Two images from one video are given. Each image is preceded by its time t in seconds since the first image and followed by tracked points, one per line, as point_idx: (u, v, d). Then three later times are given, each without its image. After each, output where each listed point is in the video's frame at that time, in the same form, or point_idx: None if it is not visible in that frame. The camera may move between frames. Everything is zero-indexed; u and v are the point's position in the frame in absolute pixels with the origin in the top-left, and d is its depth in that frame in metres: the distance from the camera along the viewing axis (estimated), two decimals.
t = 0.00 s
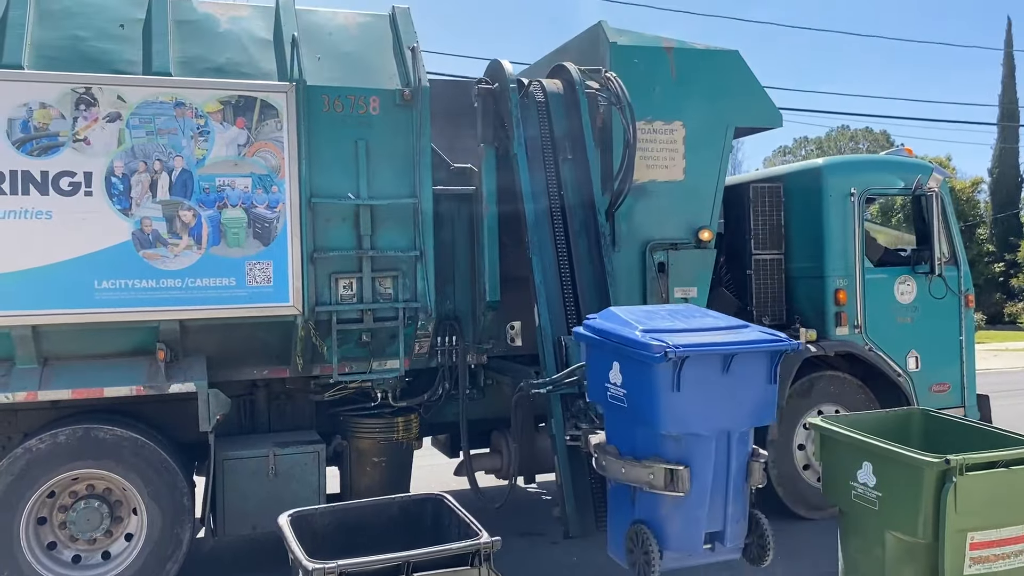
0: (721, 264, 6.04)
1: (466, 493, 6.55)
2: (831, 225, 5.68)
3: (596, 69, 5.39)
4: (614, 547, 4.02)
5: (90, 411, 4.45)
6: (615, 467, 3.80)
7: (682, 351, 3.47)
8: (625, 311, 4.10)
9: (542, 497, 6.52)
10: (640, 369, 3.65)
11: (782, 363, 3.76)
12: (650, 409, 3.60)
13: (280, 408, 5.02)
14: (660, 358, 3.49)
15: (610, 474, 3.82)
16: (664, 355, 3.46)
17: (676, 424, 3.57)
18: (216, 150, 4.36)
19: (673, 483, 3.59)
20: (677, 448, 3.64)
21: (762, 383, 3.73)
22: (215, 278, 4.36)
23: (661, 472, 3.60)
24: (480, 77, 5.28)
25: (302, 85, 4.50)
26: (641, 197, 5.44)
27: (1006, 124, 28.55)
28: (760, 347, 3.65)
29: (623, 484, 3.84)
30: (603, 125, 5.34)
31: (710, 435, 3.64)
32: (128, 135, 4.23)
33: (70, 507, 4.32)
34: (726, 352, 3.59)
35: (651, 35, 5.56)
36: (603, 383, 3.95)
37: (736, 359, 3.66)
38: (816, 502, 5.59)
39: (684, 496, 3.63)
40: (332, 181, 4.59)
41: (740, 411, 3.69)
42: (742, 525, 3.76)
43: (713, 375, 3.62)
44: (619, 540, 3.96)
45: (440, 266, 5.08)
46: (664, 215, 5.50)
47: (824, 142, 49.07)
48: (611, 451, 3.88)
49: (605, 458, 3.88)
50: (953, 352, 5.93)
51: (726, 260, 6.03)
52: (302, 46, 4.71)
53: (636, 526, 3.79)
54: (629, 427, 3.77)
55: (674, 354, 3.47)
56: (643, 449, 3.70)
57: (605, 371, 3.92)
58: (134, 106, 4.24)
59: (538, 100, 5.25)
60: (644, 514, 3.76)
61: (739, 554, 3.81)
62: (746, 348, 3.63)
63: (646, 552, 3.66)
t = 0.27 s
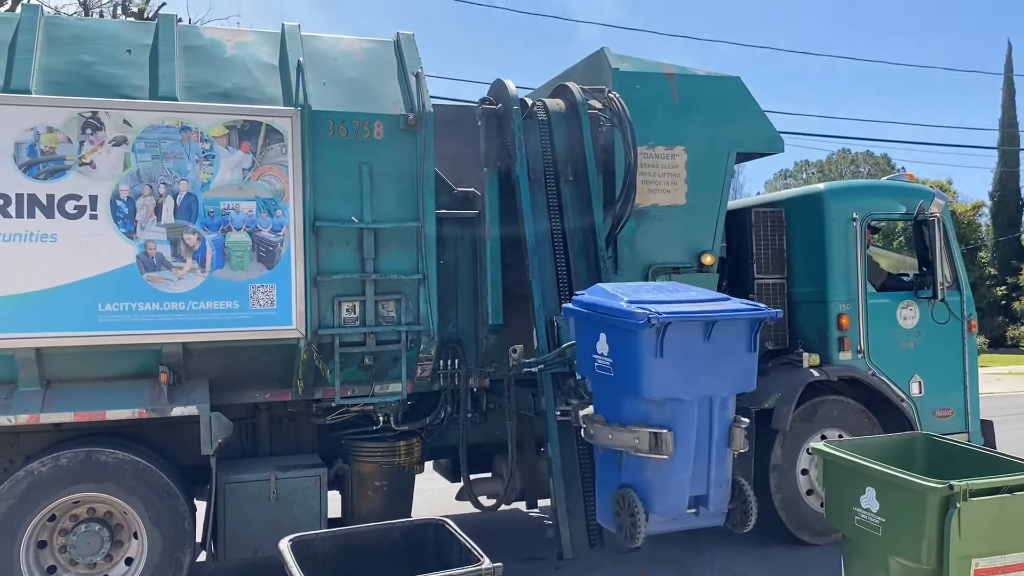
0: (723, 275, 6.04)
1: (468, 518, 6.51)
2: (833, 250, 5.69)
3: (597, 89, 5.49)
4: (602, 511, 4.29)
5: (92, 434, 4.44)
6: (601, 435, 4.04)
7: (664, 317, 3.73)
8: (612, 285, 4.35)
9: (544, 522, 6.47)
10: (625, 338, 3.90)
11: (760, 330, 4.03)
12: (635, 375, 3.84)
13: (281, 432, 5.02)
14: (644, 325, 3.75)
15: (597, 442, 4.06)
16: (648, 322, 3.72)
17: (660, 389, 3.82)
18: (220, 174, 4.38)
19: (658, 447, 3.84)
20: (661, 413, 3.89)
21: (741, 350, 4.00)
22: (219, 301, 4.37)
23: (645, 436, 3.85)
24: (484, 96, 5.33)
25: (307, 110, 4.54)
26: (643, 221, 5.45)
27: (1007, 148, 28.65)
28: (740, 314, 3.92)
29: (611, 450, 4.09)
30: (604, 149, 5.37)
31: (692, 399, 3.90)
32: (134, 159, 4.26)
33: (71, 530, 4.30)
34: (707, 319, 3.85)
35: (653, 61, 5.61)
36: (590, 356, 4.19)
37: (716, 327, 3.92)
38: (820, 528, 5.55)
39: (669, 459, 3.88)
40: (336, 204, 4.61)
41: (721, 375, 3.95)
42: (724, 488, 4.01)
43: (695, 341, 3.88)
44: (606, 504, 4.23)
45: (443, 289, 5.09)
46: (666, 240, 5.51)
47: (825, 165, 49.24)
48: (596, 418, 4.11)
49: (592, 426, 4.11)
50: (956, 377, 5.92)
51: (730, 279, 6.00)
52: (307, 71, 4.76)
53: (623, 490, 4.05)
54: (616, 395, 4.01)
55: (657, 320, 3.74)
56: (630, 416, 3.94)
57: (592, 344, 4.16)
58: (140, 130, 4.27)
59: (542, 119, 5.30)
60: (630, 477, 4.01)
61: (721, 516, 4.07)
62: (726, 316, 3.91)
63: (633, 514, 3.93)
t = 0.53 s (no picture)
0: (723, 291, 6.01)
1: (468, 544, 6.47)
2: (834, 274, 5.70)
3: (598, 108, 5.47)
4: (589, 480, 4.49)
5: (92, 458, 4.43)
6: (590, 404, 4.28)
7: (647, 285, 4.04)
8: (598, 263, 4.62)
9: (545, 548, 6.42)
10: (610, 307, 4.19)
11: (738, 303, 4.35)
12: (620, 341, 4.12)
13: (282, 456, 5.00)
14: (629, 292, 4.04)
15: (586, 411, 4.29)
16: (632, 287, 4.01)
17: (643, 354, 4.10)
18: (224, 199, 4.40)
19: (642, 412, 4.08)
20: (646, 380, 4.15)
21: (720, 318, 4.30)
22: (221, 324, 4.38)
23: (630, 401, 4.09)
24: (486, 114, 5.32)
25: (311, 134, 4.57)
26: (644, 244, 5.46)
27: (1008, 172, 28.74)
28: (721, 286, 4.24)
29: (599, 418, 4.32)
30: (605, 172, 5.41)
31: (674, 366, 4.17)
32: (138, 183, 4.28)
33: (70, 555, 4.26)
34: (688, 289, 4.17)
35: (654, 86, 5.65)
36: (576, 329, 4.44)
37: (697, 297, 4.23)
38: (823, 554, 5.50)
39: (652, 424, 4.13)
40: (338, 228, 4.63)
41: (702, 345, 4.24)
42: (705, 456, 4.24)
43: (677, 310, 4.19)
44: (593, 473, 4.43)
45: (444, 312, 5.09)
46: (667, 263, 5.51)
47: (826, 188, 49.40)
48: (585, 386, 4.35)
49: (580, 395, 4.36)
50: (959, 402, 5.91)
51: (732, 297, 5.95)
52: (311, 97, 4.80)
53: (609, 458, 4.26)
54: (602, 364, 4.26)
55: (640, 287, 4.04)
56: (615, 383, 4.18)
57: (579, 318, 4.41)
58: (144, 154, 4.30)
59: (543, 139, 5.33)
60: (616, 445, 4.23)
61: (703, 483, 4.30)
62: (706, 285, 4.21)
63: (618, 478, 4.15)
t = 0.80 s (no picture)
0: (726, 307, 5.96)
1: (470, 568, 6.41)
2: (837, 297, 5.70)
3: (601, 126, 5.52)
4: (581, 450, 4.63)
5: (93, 479, 4.41)
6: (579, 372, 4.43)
7: (635, 253, 4.24)
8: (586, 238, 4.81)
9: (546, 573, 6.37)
10: (599, 276, 4.38)
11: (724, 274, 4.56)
12: (610, 309, 4.31)
13: (282, 477, 4.98)
14: (618, 260, 4.25)
15: (576, 380, 4.44)
16: (621, 256, 4.22)
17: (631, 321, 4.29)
18: (227, 220, 4.41)
19: (630, 378, 4.26)
20: (635, 346, 4.32)
21: (706, 288, 4.51)
22: (223, 345, 4.37)
23: (618, 368, 4.26)
24: (488, 131, 5.34)
25: (315, 155, 4.59)
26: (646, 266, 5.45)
27: (1009, 195, 28.80)
28: (707, 256, 4.44)
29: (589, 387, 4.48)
30: (609, 195, 5.38)
31: (661, 333, 4.37)
32: (142, 204, 4.30)
33: None
34: (675, 258, 4.37)
35: (656, 109, 5.68)
36: (565, 303, 4.59)
37: (684, 267, 4.43)
38: None
39: (639, 390, 4.31)
40: (341, 248, 4.63)
41: (688, 315, 4.44)
42: (693, 423, 4.43)
43: (664, 279, 4.40)
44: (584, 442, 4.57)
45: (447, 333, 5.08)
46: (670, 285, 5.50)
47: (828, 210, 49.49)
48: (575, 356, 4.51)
49: (569, 365, 4.50)
50: (963, 425, 5.88)
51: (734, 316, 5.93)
52: (315, 119, 4.83)
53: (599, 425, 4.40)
54: (592, 334, 4.42)
55: (629, 255, 4.25)
56: (604, 352, 4.35)
57: (568, 291, 4.56)
58: (148, 175, 4.32)
59: (545, 158, 5.33)
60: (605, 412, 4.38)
61: (690, 451, 4.49)
62: (692, 255, 4.43)
63: (607, 443, 4.29)
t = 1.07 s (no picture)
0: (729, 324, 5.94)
1: None
2: (839, 316, 5.70)
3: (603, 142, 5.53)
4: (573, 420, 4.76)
5: (93, 497, 4.40)
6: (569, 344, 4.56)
7: (625, 223, 4.40)
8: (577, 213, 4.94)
9: None
10: (592, 247, 4.52)
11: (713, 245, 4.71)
12: (602, 279, 4.46)
13: (284, 496, 4.96)
14: (610, 230, 4.41)
15: (568, 350, 4.57)
16: (614, 225, 4.36)
17: (623, 290, 4.44)
18: (230, 238, 4.43)
19: (621, 344, 4.43)
20: (626, 315, 4.47)
21: (696, 259, 4.66)
22: (225, 363, 4.37)
23: (610, 336, 4.42)
24: (491, 147, 5.33)
25: (318, 175, 4.61)
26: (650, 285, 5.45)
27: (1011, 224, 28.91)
28: (697, 226, 4.59)
29: (579, 359, 4.62)
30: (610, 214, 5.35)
31: (652, 302, 4.52)
32: (145, 223, 4.31)
33: None
34: (666, 228, 4.53)
35: (658, 129, 5.70)
36: (556, 274, 4.71)
37: (674, 237, 4.58)
38: None
39: (631, 357, 4.46)
40: (343, 267, 4.64)
41: (679, 284, 4.60)
42: (683, 391, 4.58)
43: (655, 248, 4.55)
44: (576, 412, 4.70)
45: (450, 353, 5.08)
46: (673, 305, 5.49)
47: (830, 230, 49.57)
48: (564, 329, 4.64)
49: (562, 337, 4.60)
50: (966, 446, 5.86)
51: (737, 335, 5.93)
52: (318, 139, 4.85)
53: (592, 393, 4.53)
54: (585, 305, 4.55)
55: (620, 225, 4.40)
56: (597, 321, 4.48)
57: (560, 264, 4.68)
58: (152, 194, 4.34)
59: (548, 176, 5.36)
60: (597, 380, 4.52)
61: (682, 417, 4.63)
62: (682, 226, 4.57)
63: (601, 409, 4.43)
